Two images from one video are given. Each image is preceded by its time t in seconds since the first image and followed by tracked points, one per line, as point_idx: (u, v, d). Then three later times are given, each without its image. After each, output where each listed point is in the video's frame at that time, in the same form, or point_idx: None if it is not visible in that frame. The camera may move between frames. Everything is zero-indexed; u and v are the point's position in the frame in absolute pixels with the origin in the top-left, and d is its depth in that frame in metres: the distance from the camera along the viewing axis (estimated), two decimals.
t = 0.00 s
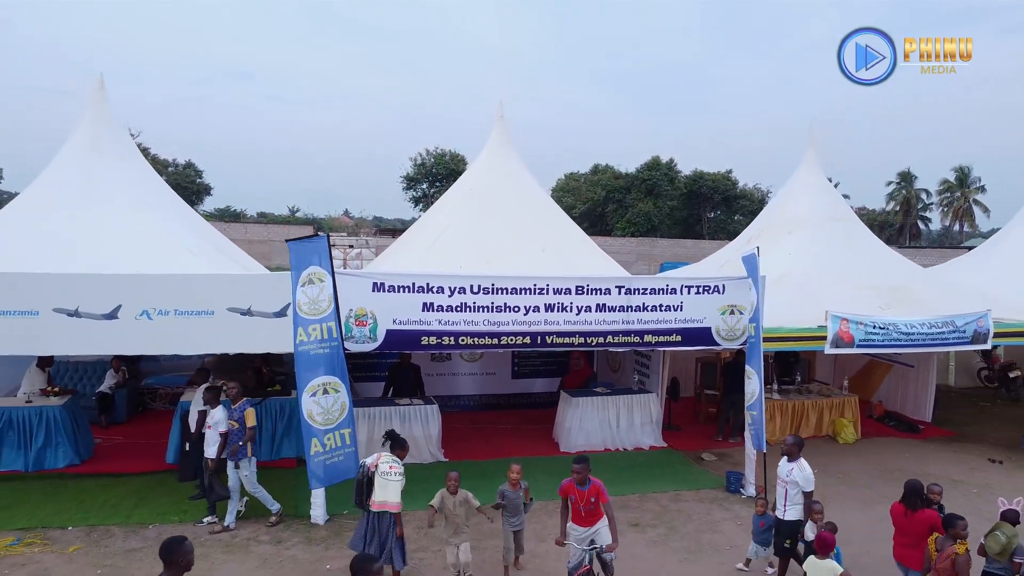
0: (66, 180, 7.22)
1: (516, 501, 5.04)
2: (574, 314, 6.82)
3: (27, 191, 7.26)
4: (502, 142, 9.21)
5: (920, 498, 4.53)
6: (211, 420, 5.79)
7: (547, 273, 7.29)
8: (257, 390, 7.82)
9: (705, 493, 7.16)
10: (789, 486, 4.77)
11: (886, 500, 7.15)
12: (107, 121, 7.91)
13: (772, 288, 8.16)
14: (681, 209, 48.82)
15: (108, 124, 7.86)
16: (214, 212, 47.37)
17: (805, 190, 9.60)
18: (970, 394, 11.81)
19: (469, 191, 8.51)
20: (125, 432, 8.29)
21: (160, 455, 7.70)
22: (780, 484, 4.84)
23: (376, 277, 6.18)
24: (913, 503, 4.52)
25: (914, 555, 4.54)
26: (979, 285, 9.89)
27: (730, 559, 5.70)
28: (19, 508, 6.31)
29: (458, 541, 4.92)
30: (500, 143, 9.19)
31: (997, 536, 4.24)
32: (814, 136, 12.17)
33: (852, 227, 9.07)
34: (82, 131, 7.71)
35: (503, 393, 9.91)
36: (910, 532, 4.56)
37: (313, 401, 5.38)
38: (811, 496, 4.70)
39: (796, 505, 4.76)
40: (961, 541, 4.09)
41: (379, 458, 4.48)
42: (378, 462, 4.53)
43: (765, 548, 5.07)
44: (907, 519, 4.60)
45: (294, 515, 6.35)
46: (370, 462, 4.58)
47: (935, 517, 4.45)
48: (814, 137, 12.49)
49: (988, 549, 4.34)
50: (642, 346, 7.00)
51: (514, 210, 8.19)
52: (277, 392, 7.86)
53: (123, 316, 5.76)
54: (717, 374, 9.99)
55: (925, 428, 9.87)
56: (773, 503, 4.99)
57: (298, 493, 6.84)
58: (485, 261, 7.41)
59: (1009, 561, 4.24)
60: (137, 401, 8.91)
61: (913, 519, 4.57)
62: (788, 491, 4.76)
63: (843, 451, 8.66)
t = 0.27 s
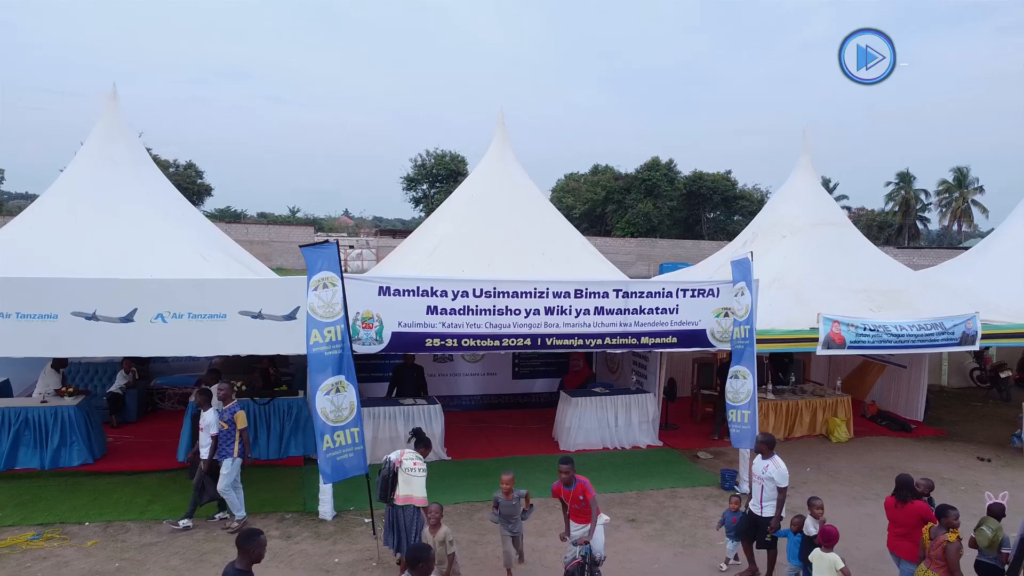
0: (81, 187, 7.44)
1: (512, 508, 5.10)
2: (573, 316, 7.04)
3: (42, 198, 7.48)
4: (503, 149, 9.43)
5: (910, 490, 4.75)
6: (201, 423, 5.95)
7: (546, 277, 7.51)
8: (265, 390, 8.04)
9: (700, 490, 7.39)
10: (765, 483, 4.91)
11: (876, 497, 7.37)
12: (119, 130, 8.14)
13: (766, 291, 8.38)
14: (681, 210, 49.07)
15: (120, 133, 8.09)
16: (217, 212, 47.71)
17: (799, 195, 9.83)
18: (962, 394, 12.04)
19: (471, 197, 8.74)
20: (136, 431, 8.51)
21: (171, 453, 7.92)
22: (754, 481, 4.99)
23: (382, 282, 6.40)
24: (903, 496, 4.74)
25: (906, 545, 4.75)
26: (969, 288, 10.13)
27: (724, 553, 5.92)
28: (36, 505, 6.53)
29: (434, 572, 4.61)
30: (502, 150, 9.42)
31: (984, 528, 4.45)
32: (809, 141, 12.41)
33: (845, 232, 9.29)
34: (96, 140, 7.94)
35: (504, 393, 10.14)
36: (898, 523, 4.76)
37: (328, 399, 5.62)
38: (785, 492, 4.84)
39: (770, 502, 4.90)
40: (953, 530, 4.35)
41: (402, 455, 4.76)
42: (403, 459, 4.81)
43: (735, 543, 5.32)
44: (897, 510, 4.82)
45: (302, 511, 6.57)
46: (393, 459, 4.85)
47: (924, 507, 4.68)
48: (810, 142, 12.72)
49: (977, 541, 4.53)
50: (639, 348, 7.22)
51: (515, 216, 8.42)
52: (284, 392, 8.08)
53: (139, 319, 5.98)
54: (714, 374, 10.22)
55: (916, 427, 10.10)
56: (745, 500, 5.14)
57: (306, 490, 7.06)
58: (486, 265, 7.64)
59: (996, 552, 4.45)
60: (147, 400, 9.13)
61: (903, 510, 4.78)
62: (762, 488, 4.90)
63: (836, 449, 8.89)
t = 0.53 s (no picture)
0: (93, 193, 7.63)
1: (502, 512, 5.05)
2: (572, 318, 7.23)
3: (54, 203, 7.67)
4: (504, 154, 9.62)
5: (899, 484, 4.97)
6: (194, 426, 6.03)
7: (546, 280, 7.70)
8: (271, 390, 8.23)
9: (695, 488, 7.58)
10: (739, 481, 5.11)
11: (866, 494, 7.57)
12: (128, 136, 8.33)
13: (761, 294, 8.57)
14: (680, 210, 49.29)
15: (129, 139, 8.28)
16: (218, 212, 47.92)
17: (794, 199, 10.02)
18: (955, 394, 12.23)
19: (472, 201, 8.92)
20: (144, 430, 8.70)
21: (179, 452, 8.11)
22: (730, 480, 5.18)
23: (386, 285, 6.59)
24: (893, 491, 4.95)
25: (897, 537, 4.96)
26: (960, 291, 10.33)
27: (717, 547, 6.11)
28: (50, 501, 6.73)
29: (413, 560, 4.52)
30: (502, 155, 9.60)
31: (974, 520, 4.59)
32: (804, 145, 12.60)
33: (838, 235, 9.49)
34: (106, 146, 8.13)
35: (504, 393, 10.33)
36: (890, 515, 4.96)
37: (340, 396, 5.94)
38: (758, 489, 5.06)
39: (745, 500, 5.09)
40: (949, 525, 4.54)
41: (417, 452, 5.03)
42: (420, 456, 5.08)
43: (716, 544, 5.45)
44: (889, 502, 5.01)
45: (308, 508, 6.76)
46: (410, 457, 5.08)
47: (914, 499, 4.87)
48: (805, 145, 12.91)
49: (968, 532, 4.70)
50: (635, 349, 7.41)
51: (515, 220, 8.61)
52: (289, 392, 8.27)
53: (151, 321, 6.17)
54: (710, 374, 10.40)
55: (909, 426, 10.29)
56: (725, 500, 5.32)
57: (311, 487, 7.25)
58: (487, 268, 7.83)
59: (986, 543, 4.63)
60: (154, 400, 9.31)
61: (893, 503, 4.99)
62: (737, 486, 5.09)
63: (828, 448, 9.08)
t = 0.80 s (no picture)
0: (104, 198, 7.85)
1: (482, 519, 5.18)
2: (570, 321, 7.44)
3: (67, 208, 7.89)
4: (503, 160, 9.84)
5: (892, 478, 5.19)
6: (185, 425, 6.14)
7: (544, 283, 7.93)
8: (277, 390, 8.45)
9: (690, 485, 7.81)
10: (712, 475, 5.31)
11: (856, 492, 7.80)
12: (138, 143, 8.55)
13: (754, 296, 8.79)
14: (679, 211, 49.53)
15: (140, 146, 8.50)
16: (219, 212, 48.19)
17: (787, 203, 10.24)
18: (947, 394, 12.45)
19: (473, 206, 9.14)
20: (153, 429, 8.92)
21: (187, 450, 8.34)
22: (702, 475, 5.36)
23: (390, 288, 6.81)
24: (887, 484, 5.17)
25: (886, 528, 5.20)
26: (950, 293, 10.55)
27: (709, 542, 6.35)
28: (65, 498, 6.96)
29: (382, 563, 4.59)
30: (502, 161, 9.83)
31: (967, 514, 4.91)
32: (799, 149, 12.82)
33: (830, 239, 9.71)
34: (117, 153, 8.35)
35: (504, 393, 10.55)
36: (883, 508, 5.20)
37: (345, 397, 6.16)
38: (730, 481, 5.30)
39: (717, 493, 5.31)
40: (946, 521, 4.77)
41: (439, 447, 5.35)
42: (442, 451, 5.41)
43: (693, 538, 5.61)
44: (883, 495, 5.24)
45: (314, 504, 6.97)
46: (432, 452, 5.46)
47: (905, 493, 5.11)
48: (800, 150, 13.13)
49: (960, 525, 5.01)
50: (631, 350, 7.63)
51: (515, 224, 8.84)
52: (295, 392, 8.49)
53: (164, 324, 6.39)
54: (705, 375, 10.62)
55: (900, 425, 10.51)
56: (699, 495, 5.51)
57: (317, 484, 7.47)
58: (488, 272, 8.06)
59: (976, 534, 4.94)
60: (162, 400, 9.53)
61: (887, 495, 5.20)
62: (711, 480, 5.28)
63: (821, 447, 9.31)
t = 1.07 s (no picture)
0: (114, 203, 8.04)
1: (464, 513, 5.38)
2: (568, 322, 7.63)
3: (79, 212, 8.09)
4: (503, 165, 10.04)
5: (892, 476, 5.39)
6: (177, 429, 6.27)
7: (544, 285, 8.12)
8: (282, 390, 8.65)
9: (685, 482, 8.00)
10: (693, 473, 5.51)
11: (847, 489, 8.00)
12: (147, 148, 8.75)
13: (749, 298, 8.99)
14: (678, 211, 49.72)
15: (149, 151, 8.70)
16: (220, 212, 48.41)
17: (782, 206, 10.43)
18: (940, 394, 12.64)
19: (473, 211, 9.34)
20: (161, 428, 9.11)
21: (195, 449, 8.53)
22: (685, 473, 5.57)
23: (394, 291, 7.01)
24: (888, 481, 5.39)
25: (886, 522, 5.43)
26: (943, 295, 10.75)
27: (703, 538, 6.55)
28: (77, 494, 7.15)
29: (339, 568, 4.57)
30: (502, 166, 10.03)
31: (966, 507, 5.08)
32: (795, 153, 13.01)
33: (824, 242, 9.91)
34: (127, 158, 8.55)
35: (504, 393, 10.74)
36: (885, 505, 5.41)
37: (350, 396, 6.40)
38: (711, 478, 5.50)
39: (699, 490, 5.51)
40: (941, 515, 4.97)
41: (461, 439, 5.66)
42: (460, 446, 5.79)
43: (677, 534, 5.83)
44: (883, 493, 5.44)
45: (319, 501, 7.17)
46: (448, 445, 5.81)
47: (907, 491, 5.32)
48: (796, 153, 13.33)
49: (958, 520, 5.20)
50: (628, 351, 7.82)
51: (515, 228, 9.03)
52: (299, 391, 8.68)
53: (174, 326, 6.58)
54: (702, 375, 10.81)
55: (893, 425, 10.71)
56: (683, 493, 5.72)
57: (322, 482, 7.67)
58: (488, 275, 8.25)
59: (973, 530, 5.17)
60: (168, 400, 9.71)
61: (887, 492, 5.42)
62: (693, 478, 5.48)
63: (814, 445, 9.51)
